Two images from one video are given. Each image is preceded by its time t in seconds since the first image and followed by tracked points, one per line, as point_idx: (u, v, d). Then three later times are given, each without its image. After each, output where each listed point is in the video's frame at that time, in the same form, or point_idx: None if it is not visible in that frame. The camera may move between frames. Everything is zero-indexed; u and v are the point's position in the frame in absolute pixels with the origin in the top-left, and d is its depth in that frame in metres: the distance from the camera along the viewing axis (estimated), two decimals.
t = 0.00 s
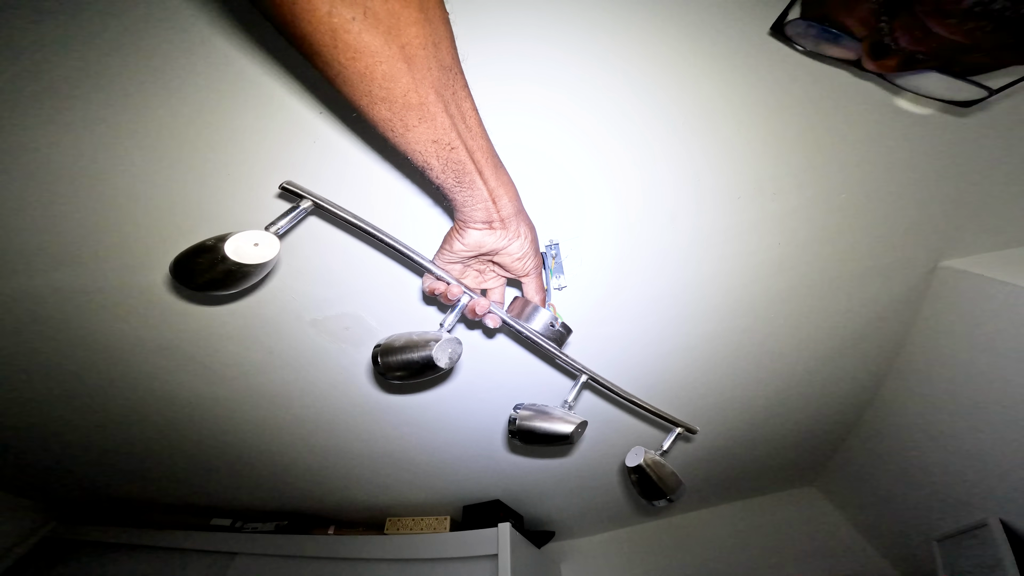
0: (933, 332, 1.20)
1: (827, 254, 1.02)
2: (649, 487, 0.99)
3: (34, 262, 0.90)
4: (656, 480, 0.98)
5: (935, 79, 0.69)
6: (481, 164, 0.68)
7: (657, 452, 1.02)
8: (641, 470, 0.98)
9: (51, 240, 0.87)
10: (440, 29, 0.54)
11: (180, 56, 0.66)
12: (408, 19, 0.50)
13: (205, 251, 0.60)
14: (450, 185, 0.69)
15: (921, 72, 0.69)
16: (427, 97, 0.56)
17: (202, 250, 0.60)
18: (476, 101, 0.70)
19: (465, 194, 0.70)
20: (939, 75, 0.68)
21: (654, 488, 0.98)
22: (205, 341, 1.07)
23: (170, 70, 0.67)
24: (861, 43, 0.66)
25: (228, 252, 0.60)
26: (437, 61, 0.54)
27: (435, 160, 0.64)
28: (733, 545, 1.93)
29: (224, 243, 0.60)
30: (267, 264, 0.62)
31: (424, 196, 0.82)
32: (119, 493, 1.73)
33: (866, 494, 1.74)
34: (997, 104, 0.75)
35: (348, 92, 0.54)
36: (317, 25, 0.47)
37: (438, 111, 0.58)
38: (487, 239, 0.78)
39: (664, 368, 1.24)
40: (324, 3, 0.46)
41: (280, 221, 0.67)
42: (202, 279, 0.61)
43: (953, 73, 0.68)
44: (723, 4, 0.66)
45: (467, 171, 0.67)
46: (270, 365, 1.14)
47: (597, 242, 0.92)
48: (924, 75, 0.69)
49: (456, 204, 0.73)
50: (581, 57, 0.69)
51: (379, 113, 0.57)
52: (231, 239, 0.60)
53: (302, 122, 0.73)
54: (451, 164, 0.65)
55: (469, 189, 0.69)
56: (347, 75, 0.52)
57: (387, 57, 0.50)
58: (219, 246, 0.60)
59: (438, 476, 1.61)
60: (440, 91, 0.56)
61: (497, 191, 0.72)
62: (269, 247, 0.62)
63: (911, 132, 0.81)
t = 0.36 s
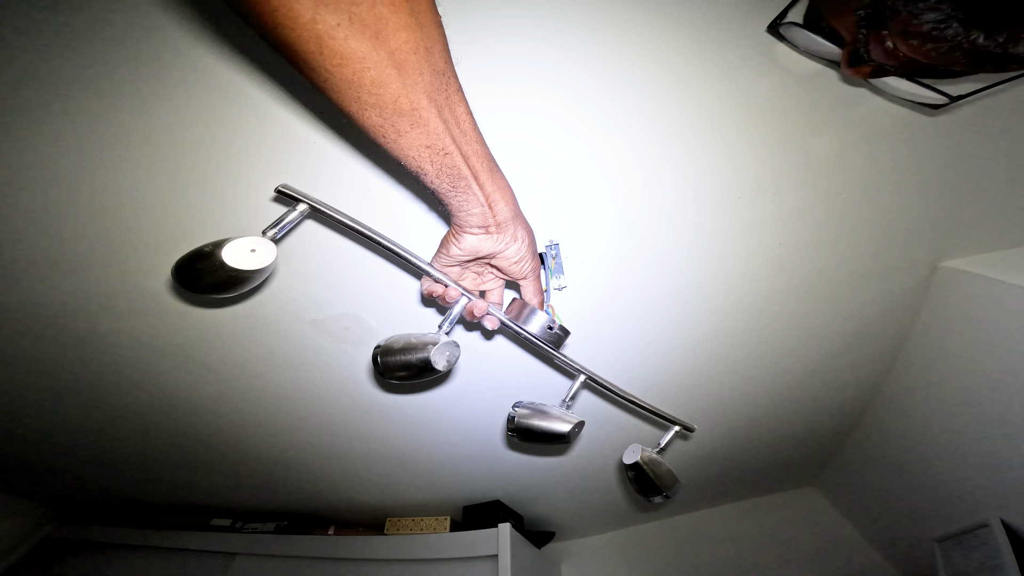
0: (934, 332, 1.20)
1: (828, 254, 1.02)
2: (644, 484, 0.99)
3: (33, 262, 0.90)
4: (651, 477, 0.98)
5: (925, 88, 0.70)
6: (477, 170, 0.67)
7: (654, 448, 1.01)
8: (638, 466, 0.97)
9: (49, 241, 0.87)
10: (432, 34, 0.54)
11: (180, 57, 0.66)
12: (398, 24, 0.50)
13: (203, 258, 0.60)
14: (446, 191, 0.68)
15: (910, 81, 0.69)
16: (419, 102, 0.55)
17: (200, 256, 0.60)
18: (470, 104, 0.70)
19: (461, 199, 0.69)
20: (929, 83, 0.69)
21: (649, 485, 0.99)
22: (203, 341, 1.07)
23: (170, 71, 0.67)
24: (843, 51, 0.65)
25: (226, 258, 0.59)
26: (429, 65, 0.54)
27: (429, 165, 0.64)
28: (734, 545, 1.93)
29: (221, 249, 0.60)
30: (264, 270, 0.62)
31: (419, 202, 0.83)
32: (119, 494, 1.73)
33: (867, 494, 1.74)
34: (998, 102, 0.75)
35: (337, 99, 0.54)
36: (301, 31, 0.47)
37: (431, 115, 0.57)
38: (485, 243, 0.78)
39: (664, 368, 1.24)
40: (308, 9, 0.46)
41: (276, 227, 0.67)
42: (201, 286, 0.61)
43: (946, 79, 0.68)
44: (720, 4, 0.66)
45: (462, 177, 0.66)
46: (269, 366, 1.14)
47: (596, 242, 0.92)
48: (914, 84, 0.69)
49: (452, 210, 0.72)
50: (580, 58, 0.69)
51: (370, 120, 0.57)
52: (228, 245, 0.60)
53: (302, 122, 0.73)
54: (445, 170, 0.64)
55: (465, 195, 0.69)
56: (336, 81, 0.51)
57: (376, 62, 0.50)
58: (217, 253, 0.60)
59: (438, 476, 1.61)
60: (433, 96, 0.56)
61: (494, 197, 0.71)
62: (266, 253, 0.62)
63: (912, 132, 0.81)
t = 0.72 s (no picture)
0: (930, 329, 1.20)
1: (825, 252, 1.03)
2: (626, 488, 1.00)
3: (34, 262, 0.90)
4: (633, 482, 0.98)
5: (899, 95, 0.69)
6: (477, 163, 0.68)
7: (639, 454, 1.02)
8: (621, 470, 0.98)
9: (52, 239, 0.87)
10: (428, 21, 0.54)
11: (192, 51, 0.68)
12: (394, 13, 0.51)
13: (208, 238, 0.61)
14: (444, 183, 0.69)
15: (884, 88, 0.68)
16: (416, 94, 0.56)
17: (203, 236, 0.61)
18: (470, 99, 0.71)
19: (460, 192, 0.70)
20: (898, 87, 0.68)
21: (630, 490, 0.99)
22: (205, 339, 1.07)
23: (181, 66, 0.69)
24: (813, 54, 0.65)
25: (228, 240, 0.60)
26: (426, 56, 0.55)
27: (427, 158, 0.65)
28: (733, 545, 1.93)
29: (224, 230, 0.60)
30: (265, 252, 0.63)
31: (418, 197, 0.84)
32: (119, 493, 1.73)
33: (866, 493, 1.74)
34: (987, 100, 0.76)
35: (330, 91, 0.55)
36: (288, 23, 0.48)
37: (429, 107, 0.58)
38: (484, 236, 0.79)
39: (661, 366, 1.25)
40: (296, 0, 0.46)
41: (281, 208, 0.66)
42: (205, 264, 0.62)
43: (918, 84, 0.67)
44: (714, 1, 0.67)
45: (461, 171, 0.67)
46: (269, 364, 1.15)
47: (597, 241, 0.91)
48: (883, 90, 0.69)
49: (452, 202, 0.73)
50: (579, 53, 0.70)
51: (366, 111, 0.58)
52: (231, 225, 0.61)
53: (306, 116, 0.74)
54: (443, 163, 0.65)
55: (464, 187, 0.70)
56: (326, 74, 0.53)
57: (370, 54, 0.51)
58: (220, 234, 0.60)
59: (438, 475, 1.62)
60: (430, 87, 0.57)
61: (494, 190, 0.72)
62: (267, 236, 0.63)
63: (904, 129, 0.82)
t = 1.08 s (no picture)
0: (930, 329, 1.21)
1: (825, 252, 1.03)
2: (623, 489, 1.00)
3: (35, 263, 0.90)
4: (630, 482, 0.98)
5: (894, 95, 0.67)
6: (476, 163, 0.68)
7: (636, 455, 1.03)
8: (619, 470, 0.99)
9: (53, 239, 0.87)
10: (428, 23, 0.54)
11: (194, 51, 0.68)
12: (394, 15, 0.51)
13: (208, 236, 0.61)
14: (444, 183, 0.69)
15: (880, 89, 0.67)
16: (415, 96, 0.57)
17: (204, 234, 0.61)
18: (470, 99, 0.71)
19: (459, 192, 0.71)
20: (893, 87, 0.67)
21: (628, 491, 1.00)
22: (205, 339, 1.07)
23: (183, 66, 0.69)
24: (809, 53, 0.64)
25: (228, 238, 0.60)
26: (426, 57, 0.55)
27: (426, 158, 0.65)
28: (733, 544, 1.93)
29: (224, 228, 0.61)
30: (265, 250, 0.63)
31: (417, 197, 0.84)
32: (119, 493, 1.73)
33: (866, 493, 1.74)
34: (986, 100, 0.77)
35: (330, 92, 0.56)
36: (289, 26, 0.48)
37: (428, 109, 0.58)
38: (483, 236, 0.79)
39: (661, 366, 1.25)
40: (296, 3, 0.47)
41: (282, 207, 0.65)
42: (205, 262, 0.62)
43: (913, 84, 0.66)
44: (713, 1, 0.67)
45: (461, 171, 0.67)
46: (270, 364, 1.15)
47: (596, 241, 0.91)
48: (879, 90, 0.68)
49: (452, 202, 0.73)
50: (580, 54, 0.70)
51: (365, 111, 0.58)
52: (232, 224, 0.61)
53: (309, 116, 0.75)
54: (443, 163, 0.66)
55: (464, 187, 0.70)
56: (327, 75, 0.53)
57: (369, 55, 0.51)
58: (220, 232, 0.61)
59: (438, 475, 1.62)
60: (430, 89, 0.57)
61: (493, 190, 0.72)
62: (267, 234, 0.63)
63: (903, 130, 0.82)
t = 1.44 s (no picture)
0: (930, 329, 1.21)
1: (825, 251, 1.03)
2: (621, 490, 1.00)
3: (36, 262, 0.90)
4: (627, 484, 0.98)
5: (896, 92, 0.67)
6: (477, 162, 0.68)
7: (635, 456, 1.02)
8: (616, 471, 0.99)
9: (54, 238, 0.87)
10: (431, 21, 0.55)
11: (198, 50, 0.68)
12: (397, 12, 0.51)
13: (208, 232, 0.61)
14: (445, 182, 0.69)
15: (881, 87, 0.67)
16: (417, 93, 0.57)
17: (204, 231, 0.61)
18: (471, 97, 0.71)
19: (460, 190, 0.71)
20: (895, 85, 0.66)
21: (626, 492, 1.00)
22: (206, 338, 1.07)
23: (187, 64, 0.70)
24: (811, 50, 0.65)
25: (228, 234, 0.60)
26: (428, 55, 0.55)
27: (428, 156, 0.65)
28: (732, 544, 1.94)
29: (225, 224, 0.61)
30: (265, 246, 0.63)
31: (418, 196, 0.84)
32: (119, 493, 1.73)
33: (865, 493, 1.74)
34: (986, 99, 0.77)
35: (332, 89, 0.56)
36: (293, 22, 0.48)
37: (430, 106, 0.58)
38: (483, 235, 0.79)
39: (661, 365, 1.25)
40: None
41: (283, 204, 0.66)
42: (204, 259, 0.62)
43: (915, 82, 0.66)
44: None
45: (462, 170, 0.67)
46: (270, 363, 1.15)
47: (597, 240, 0.91)
48: (881, 88, 0.67)
49: (452, 200, 0.73)
50: (581, 52, 0.70)
51: (367, 109, 0.58)
52: (233, 221, 0.62)
53: (310, 115, 0.75)
54: (444, 161, 0.65)
55: (464, 185, 0.70)
56: (330, 72, 0.53)
57: (372, 52, 0.52)
58: (220, 228, 0.61)
59: (438, 475, 1.62)
60: (431, 86, 0.57)
61: (494, 189, 0.72)
62: (268, 231, 0.63)
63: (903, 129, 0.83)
